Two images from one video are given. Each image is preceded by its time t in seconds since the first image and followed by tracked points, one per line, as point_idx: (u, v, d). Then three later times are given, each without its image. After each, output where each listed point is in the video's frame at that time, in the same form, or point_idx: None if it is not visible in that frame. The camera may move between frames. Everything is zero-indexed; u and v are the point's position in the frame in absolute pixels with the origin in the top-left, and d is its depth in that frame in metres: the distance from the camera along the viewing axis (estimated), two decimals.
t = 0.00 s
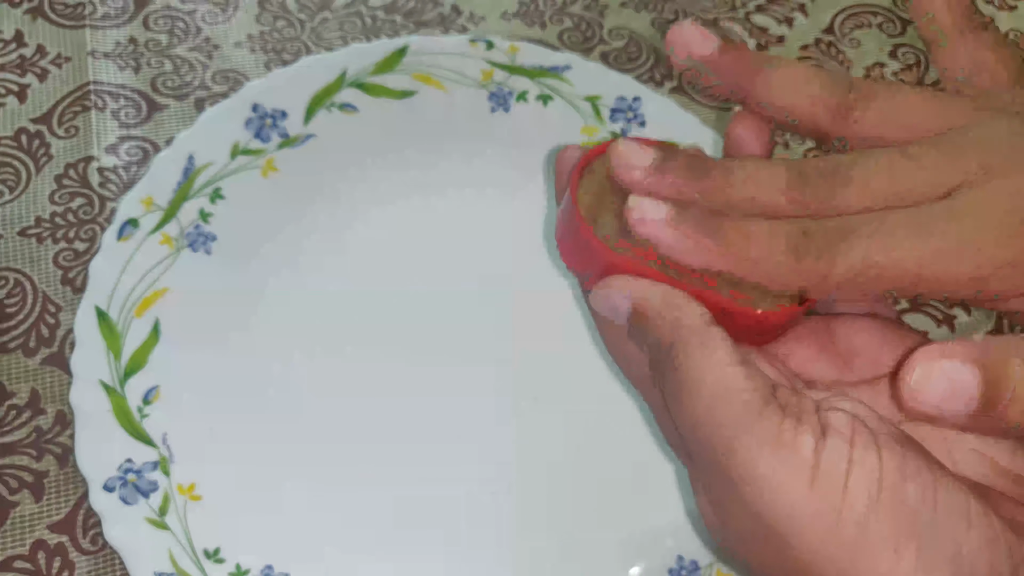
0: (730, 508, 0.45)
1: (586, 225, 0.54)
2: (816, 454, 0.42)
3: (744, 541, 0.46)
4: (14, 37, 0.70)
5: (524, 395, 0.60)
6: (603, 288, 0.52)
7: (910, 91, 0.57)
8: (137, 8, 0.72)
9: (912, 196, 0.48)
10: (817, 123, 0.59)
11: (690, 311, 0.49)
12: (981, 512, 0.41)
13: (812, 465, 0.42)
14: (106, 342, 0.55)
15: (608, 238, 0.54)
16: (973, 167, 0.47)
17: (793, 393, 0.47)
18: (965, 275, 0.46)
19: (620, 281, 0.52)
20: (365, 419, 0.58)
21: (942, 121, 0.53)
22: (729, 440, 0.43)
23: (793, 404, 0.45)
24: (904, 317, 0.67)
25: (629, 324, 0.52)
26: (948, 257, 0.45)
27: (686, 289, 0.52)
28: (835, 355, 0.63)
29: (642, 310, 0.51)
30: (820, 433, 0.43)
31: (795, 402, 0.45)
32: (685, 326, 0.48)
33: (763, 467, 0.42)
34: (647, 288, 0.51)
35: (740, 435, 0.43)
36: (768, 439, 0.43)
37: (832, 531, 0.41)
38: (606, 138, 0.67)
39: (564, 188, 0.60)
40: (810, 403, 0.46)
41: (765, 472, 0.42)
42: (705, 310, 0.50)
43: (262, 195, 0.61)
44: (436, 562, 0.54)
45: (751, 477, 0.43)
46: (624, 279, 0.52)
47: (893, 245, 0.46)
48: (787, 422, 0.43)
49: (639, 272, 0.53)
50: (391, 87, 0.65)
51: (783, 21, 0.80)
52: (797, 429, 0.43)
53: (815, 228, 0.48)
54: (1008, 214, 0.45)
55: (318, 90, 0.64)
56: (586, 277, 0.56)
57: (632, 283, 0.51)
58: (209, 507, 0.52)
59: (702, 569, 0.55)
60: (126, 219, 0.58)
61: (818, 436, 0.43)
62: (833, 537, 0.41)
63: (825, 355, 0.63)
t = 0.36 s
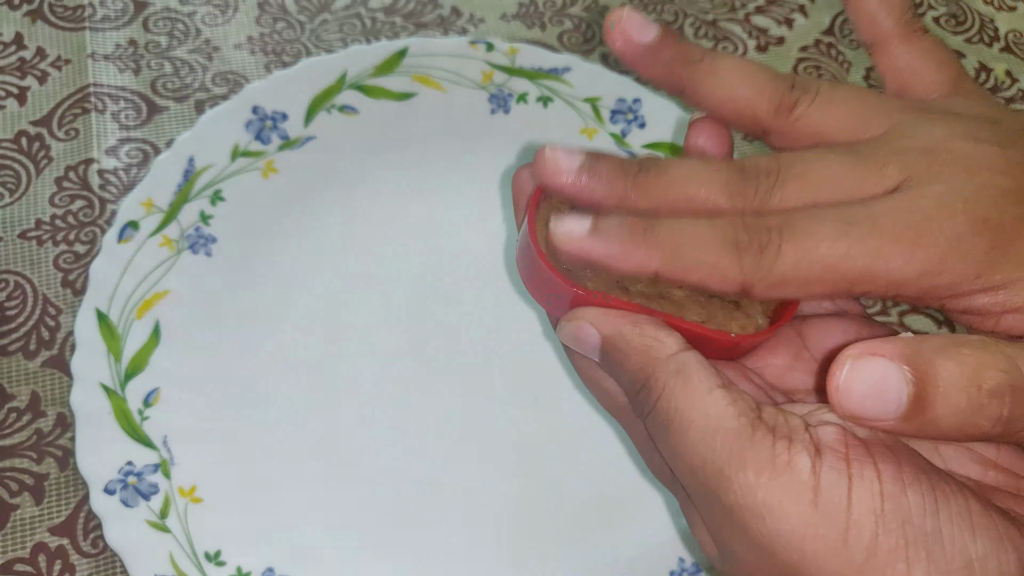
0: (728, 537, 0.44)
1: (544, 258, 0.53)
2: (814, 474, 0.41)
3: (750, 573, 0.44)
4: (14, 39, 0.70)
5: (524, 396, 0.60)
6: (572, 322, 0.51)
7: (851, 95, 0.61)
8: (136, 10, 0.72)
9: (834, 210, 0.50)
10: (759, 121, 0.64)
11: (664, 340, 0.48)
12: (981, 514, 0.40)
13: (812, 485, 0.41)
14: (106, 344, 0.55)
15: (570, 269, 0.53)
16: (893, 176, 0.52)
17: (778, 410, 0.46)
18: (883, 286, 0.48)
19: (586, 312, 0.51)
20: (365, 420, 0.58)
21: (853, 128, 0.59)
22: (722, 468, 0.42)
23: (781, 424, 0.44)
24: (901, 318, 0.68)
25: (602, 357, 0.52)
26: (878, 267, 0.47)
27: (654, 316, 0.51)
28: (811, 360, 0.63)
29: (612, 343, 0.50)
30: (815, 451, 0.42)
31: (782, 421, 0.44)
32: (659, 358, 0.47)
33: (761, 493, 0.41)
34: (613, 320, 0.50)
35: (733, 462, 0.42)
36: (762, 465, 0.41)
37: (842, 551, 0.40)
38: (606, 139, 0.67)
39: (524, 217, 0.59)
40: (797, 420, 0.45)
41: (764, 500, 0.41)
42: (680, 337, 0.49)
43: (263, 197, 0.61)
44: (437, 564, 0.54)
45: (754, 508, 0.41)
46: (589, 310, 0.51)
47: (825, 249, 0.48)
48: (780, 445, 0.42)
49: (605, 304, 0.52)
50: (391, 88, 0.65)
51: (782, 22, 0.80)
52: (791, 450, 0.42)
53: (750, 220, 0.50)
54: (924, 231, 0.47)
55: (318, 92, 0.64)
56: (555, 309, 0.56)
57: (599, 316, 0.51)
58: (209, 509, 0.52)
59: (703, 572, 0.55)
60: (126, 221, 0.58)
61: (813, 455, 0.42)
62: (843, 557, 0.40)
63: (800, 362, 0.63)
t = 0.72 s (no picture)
0: (728, 530, 0.44)
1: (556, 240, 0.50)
2: (823, 471, 0.41)
3: (748, 566, 0.44)
4: (16, 40, 0.70)
5: (527, 399, 0.60)
6: (582, 307, 0.48)
7: (851, 58, 0.64)
8: (139, 12, 0.72)
9: (835, 161, 0.52)
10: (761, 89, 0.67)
11: (676, 330, 0.46)
12: (988, 523, 0.41)
13: (820, 482, 0.41)
14: (109, 347, 0.54)
15: (583, 252, 0.51)
16: (892, 131, 0.54)
17: (788, 405, 0.45)
18: (878, 241, 0.50)
19: (597, 298, 0.48)
20: (368, 423, 0.58)
21: (863, 79, 0.62)
22: (729, 459, 0.42)
23: (789, 418, 0.44)
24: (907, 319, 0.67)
25: (613, 343, 0.50)
26: (872, 222, 0.49)
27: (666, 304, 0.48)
28: (817, 357, 0.62)
29: (624, 330, 0.47)
30: (825, 448, 0.42)
31: (791, 416, 0.44)
32: (669, 347, 0.46)
33: (768, 487, 0.41)
34: (628, 306, 0.47)
35: (742, 454, 0.41)
36: (772, 458, 0.41)
37: (846, 550, 0.40)
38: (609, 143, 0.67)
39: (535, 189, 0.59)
40: (806, 415, 0.44)
41: (771, 493, 0.41)
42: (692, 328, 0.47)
43: (265, 198, 0.61)
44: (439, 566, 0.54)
45: (757, 501, 0.41)
46: (602, 295, 0.48)
47: (824, 202, 0.50)
48: (790, 440, 0.42)
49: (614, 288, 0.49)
50: (394, 91, 0.65)
51: (785, 26, 0.80)
52: (800, 445, 0.42)
53: (751, 175, 0.51)
54: (918, 192, 0.50)
55: (319, 94, 0.63)
56: (560, 292, 0.53)
57: (612, 300, 0.48)
58: (212, 512, 0.52)
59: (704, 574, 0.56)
60: (129, 223, 0.58)
61: (822, 451, 0.42)
62: (846, 556, 0.40)
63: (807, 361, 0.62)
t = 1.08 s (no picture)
0: (716, 517, 0.44)
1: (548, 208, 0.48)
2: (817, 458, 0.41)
3: (737, 555, 0.44)
4: (9, 45, 0.69)
5: (524, 400, 0.60)
6: (573, 282, 0.47)
7: (852, 14, 0.66)
8: (132, 16, 0.72)
9: (830, 126, 0.55)
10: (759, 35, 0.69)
11: (672, 307, 0.45)
12: (982, 513, 0.41)
13: (814, 469, 0.41)
14: (103, 352, 0.55)
15: (577, 225, 0.48)
16: (888, 95, 0.58)
17: (783, 391, 0.45)
18: (868, 207, 0.54)
19: (590, 272, 0.46)
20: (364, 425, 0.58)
21: (850, 37, 0.65)
22: (722, 443, 0.42)
23: (784, 404, 0.44)
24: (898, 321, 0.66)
25: (603, 322, 0.48)
26: (866, 185, 0.53)
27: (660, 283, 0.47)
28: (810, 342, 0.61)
29: (615, 308, 0.46)
30: (819, 434, 0.42)
31: (786, 402, 0.44)
32: (664, 326, 0.45)
33: (761, 472, 0.41)
34: (621, 283, 0.46)
35: (736, 438, 0.41)
36: (766, 442, 0.41)
37: (839, 536, 0.40)
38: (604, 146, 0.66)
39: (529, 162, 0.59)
40: (802, 401, 0.45)
41: (764, 478, 0.41)
42: (686, 307, 0.46)
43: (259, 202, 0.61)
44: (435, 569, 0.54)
45: (751, 486, 0.41)
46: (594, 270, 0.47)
47: (817, 167, 0.53)
48: (784, 425, 0.42)
49: (606, 264, 0.47)
50: (389, 95, 0.65)
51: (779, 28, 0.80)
52: (795, 431, 0.42)
53: (745, 133, 0.54)
54: (914, 156, 0.53)
55: (318, 96, 0.64)
56: (551, 269, 0.51)
57: (605, 277, 0.46)
58: (208, 517, 0.52)
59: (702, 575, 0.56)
60: (124, 227, 0.58)
61: (817, 437, 0.42)
62: (839, 544, 0.40)
63: (799, 347, 0.61)
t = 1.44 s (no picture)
0: (690, 539, 0.43)
1: (512, 229, 0.49)
2: (781, 478, 0.40)
3: None
4: (5, 44, 0.69)
5: (520, 403, 0.60)
6: (538, 300, 0.47)
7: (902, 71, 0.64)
8: (129, 15, 0.72)
9: (875, 187, 0.54)
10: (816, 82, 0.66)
11: (635, 324, 0.45)
12: (954, 527, 0.41)
13: (779, 490, 0.40)
14: (98, 354, 0.54)
15: (541, 241, 0.49)
16: (929, 163, 0.56)
17: (751, 406, 0.45)
18: (914, 271, 0.54)
19: (554, 291, 0.47)
20: (359, 426, 0.57)
21: (904, 96, 0.63)
22: (687, 465, 0.41)
23: (751, 421, 0.43)
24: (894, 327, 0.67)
25: (569, 338, 0.48)
26: (911, 254, 0.53)
27: (629, 295, 0.47)
28: (784, 349, 0.61)
29: (580, 327, 0.46)
30: (785, 452, 0.41)
31: (753, 419, 0.43)
32: (628, 343, 0.45)
33: (726, 495, 0.40)
34: (585, 299, 0.46)
35: (700, 460, 0.41)
36: (730, 464, 0.41)
37: (807, 559, 0.39)
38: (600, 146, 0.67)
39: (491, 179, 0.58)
40: (769, 417, 0.44)
41: (729, 501, 0.40)
42: (650, 321, 0.46)
43: (255, 202, 0.61)
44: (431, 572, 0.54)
45: (716, 509, 0.41)
46: (559, 288, 0.47)
47: (853, 225, 0.53)
48: (749, 445, 0.41)
49: (572, 279, 0.48)
50: (385, 95, 0.65)
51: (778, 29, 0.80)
52: (760, 451, 0.41)
53: (797, 181, 0.54)
54: (961, 225, 0.53)
55: (314, 97, 0.64)
56: (518, 286, 0.51)
57: (569, 294, 0.46)
58: (202, 519, 0.52)
59: None
60: (120, 227, 0.58)
61: (782, 456, 0.41)
62: (808, 566, 0.39)
63: (772, 351, 0.61)
